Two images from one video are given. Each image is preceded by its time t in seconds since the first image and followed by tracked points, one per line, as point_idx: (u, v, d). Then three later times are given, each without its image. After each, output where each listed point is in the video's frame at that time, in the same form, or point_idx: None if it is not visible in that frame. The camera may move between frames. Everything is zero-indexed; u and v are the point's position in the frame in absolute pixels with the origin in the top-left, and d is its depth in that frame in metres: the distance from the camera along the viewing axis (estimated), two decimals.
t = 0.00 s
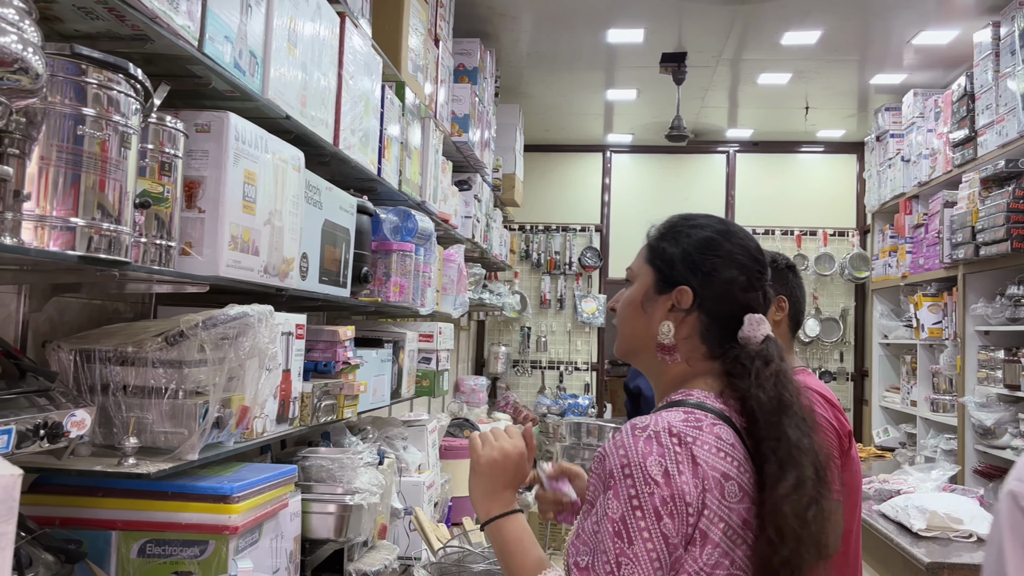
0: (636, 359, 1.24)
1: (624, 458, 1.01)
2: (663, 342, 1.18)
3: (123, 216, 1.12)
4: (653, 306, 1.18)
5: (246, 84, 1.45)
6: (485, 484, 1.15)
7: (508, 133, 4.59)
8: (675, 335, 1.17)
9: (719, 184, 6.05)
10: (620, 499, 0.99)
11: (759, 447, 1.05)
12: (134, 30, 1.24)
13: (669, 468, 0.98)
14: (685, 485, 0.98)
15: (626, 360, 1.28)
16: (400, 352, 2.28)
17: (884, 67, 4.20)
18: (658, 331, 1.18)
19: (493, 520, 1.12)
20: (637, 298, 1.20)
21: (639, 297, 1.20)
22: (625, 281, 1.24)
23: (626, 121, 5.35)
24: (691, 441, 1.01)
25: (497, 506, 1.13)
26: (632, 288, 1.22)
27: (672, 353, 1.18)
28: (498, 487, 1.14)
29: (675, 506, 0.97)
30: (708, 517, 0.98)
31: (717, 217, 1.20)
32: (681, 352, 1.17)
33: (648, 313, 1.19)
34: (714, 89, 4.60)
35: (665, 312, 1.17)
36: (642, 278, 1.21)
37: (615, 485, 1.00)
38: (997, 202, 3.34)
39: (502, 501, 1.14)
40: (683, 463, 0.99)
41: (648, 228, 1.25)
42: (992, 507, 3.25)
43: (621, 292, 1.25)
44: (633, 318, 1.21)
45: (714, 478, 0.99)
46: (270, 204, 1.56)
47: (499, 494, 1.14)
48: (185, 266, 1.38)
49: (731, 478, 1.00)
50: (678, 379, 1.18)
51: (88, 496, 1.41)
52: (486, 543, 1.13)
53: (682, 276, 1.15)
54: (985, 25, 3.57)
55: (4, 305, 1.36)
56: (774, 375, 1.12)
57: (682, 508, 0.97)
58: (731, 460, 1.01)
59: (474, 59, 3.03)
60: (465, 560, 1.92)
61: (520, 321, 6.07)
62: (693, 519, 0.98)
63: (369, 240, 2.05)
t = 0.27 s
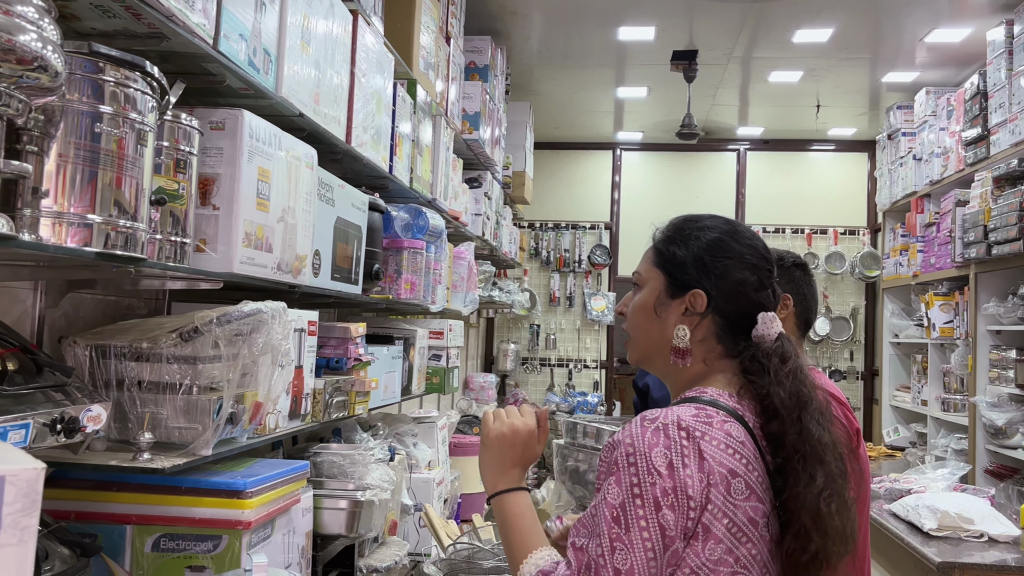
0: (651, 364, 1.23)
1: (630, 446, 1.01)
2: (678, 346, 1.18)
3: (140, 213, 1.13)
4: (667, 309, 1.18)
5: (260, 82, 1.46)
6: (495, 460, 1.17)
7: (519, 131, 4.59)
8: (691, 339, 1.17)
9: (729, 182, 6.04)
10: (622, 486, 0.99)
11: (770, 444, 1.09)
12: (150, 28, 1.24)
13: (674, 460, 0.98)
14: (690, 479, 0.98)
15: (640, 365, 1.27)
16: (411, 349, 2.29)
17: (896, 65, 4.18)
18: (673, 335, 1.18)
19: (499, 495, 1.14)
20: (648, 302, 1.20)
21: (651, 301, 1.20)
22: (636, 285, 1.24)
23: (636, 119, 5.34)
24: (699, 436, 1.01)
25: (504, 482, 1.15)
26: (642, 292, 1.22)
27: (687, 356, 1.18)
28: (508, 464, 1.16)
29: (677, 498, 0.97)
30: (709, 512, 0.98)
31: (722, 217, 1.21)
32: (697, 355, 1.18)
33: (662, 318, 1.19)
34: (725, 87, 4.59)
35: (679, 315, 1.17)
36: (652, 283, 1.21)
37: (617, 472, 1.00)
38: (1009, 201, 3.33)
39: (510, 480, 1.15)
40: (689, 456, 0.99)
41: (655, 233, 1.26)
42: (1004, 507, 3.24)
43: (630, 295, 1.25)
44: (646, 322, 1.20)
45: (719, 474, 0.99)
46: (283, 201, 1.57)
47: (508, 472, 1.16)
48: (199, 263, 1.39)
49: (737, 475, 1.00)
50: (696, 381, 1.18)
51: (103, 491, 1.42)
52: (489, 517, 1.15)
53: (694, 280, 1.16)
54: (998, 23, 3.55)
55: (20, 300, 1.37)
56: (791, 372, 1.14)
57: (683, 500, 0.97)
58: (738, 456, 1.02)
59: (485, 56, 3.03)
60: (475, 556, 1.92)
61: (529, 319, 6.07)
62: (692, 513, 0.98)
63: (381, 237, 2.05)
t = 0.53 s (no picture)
0: (655, 353, 1.23)
1: (621, 427, 1.01)
2: (689, 341, 1.17)
3: (148, 207, 1.13)
4: (682, 304, 1.18)
5: (268, 78, 1.46)
6: (467, 424, 1.13)
7: (525, 126, 4.59)
8: (703, 335, 1.17)
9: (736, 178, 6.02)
10: (604, 463, 0.99)
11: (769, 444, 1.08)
12: (158, 24, 1.25)
13: (662, 447, 0.99)
14: (678, 466, 0.98)
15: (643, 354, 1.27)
16: (417, 344, 2.30)
17: (905, 61, 4.16)
18: (686, 329, 1.18)
19: (468, 458, 1.11)
20: (663, 293, 1.19)
21: (666, 292, 1.19)
22: (651, 275, 1.23)
23: (643, 115, 5.33)
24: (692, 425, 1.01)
25: (474, 446, 1.12)
26: (658, 282, 1.21)
27: (697, 352, 1.17)
28: (479, 428, 1.13)
29: (659, 483, 0.97)
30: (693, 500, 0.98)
31: (747, 219, 1.22)
32: (707, 352, 1.18)
33: (676, 311, 1.18)
34: (733, 82, 4.57)
35: (694, 311, 1.17)
36: (669, 274, 1.20)
37: (603, 450, 1.01)
38: (1018, 198, 3.31)
39: (479, 446, 1.12)
40: (679, 445, 0.99)
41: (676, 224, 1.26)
42: (1011, 504, 3.23)
43: (643, 284, 1.25)
44: (658, 314, 1.20)
45: (712, 465, 0.99)
46: (290, 196, 1.57)
47: (479, 438, 1.12)
48: (207, 257, 1.40)
49: (730, 468, 1.00)
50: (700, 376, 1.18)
51: (110, 484, 1.43)
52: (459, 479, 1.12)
53: (716, 277, 1.16)
54: (1008, 19, 3.52)
55: (30, 294, 1.38)
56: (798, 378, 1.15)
57: (665, 485, 0.97)
58: (733, 450, 1.01)
59: (492, 52, 3.03)
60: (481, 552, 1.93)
61: (535, 314, 6.07)
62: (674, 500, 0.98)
63: (388, 232, 2.06)
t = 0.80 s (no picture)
0: (651, 340, 1.23)
1: (611, 393, 1.02)
2: (689, 332, 1.16)
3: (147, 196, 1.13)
4: (684, 293, 1.17)
5: (268, 67, 1.46)
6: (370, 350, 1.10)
7: (528, 118, 4.57)
8: (703, 327, 1.16)
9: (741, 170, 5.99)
10: (584, 411, 1.00)
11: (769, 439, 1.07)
12: (156, 12, 1.24)
13: (646, 419, 1.00)
14: (658, 438, 0.99)
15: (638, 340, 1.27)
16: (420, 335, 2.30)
17: (910, 52, 4.12)
18: (686, 319, 1.16)
19: (378, 383, 1.07)
20: (666, 281, 1.18)
21: (670, 280, 1.18)
22: (654, 262, 1.22)
23: (647, 107, 5.30)
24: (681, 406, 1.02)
25: (381, 369, 1.08)
26: (661, 269, 1.20)
27: (697, 343, 1.16)
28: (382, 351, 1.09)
29: (633, 447, 0.99)
30: (666, 474, 1.00)
31: (753, 211, 1.21)
32: (707, 343, 1.17)
33: (678, 300, 1.17)
34: (737, 74, 4.55)
35: (696, 301, 1.16)
36: (673, 262, 1.19)
37: (585, 402, 1.02)
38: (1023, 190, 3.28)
39: (385, 368, 1.08)
40: (666, 423, 1.00)
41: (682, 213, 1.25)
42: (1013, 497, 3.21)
43: (644, 270, 1.24)
44: (659, 301, 1.19)
45: (695, 449, 1.00)
46: (291, 186, 1.57)
47: (383, 361, 1.08)
48: (207, 247, 1.40)
49: (715, 455, 1.01)
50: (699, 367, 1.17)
51: (111, 473, 1.43)
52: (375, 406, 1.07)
53: (720, 269, 1.15)
54: (1014, 10, 3.48)
55: (30, 284, 1.38)
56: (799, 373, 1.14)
57: (640, 453, 0.99)
58: (720, 438, 1.02)
59: (495, 42, 3.01)
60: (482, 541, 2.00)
61: (539, 307, 6.07)
62: (642, 468, 0.99)
63: (390, 224, 2.05)
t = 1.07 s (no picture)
0: (635, 330, 1.23)
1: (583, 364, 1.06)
2: (674, 325, 1.17)
3: (143, 187, 1.12)
4: (671, 285, 1.17)
5: (265, 58, 1.45)
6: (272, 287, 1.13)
7: (528, 109, 4.56)
8: (688, 320, 1.16)
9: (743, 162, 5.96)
10: (556, 370, 1.04)
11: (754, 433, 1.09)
12: (151, 3, 1.24)
13: (613, 395, 1.03)
14: (621, 417, 1.02)
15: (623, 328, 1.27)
16: (419, 327, 2.30)
17: (912, 43, 4.09)
18: (672, 312, 1.17)
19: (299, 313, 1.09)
20: (654, 272, 1.18)
21: (658, 271, 1.18)
22: (643, 251, 1.22)
23: (649, 98, 5.28)
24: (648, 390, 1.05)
25: (293, 297, 1.11)
26: (650, 259, 1.19)
27: (682, 337, 1.17)
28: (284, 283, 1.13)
29: (595, 417, 1.02)
30: (628, 453, 1.03)
31: (747, 203, 1.19)
32: (691, 335, 1.18)
33: (665, 292, 1.17)
34: (739, 65, 4.52)
35: (682, 294, 1.16)
36: (661, 253, 1.18)
37: (560, 364, 1.05)
38: None
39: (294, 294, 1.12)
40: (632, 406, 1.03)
41: (674, 202, 1.24)
42: (1012, 489, 3.21)
43: (631, 259, 1.24)
44: (647, 292, 1.19)
45: (655, 435, 1.03)
46: (288, 178, 1.57)
47: (285, 290, 1.12)
48: (204, 239, 1.39)
49: (676, 444, 1.03)
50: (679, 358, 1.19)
51: (110, 464, 1.44)
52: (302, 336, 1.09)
53: (709, 262, 1.14)
54: None
55: (28, 276, 1.39)
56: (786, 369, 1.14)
57: (602, 427, 1.02)
58: (685, 429, 1.04)
59: (495, 33, 3.00)
60: (481, 532, 2.02)
61: (540, 299, 6.07)
62: (600, 440, 1.02)
63: (388, 215, 2.05)
